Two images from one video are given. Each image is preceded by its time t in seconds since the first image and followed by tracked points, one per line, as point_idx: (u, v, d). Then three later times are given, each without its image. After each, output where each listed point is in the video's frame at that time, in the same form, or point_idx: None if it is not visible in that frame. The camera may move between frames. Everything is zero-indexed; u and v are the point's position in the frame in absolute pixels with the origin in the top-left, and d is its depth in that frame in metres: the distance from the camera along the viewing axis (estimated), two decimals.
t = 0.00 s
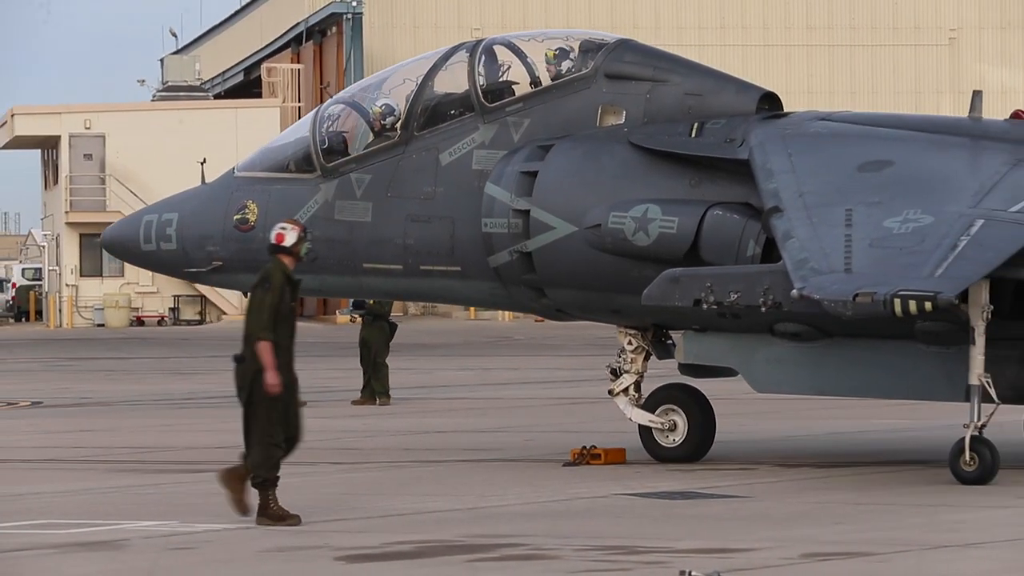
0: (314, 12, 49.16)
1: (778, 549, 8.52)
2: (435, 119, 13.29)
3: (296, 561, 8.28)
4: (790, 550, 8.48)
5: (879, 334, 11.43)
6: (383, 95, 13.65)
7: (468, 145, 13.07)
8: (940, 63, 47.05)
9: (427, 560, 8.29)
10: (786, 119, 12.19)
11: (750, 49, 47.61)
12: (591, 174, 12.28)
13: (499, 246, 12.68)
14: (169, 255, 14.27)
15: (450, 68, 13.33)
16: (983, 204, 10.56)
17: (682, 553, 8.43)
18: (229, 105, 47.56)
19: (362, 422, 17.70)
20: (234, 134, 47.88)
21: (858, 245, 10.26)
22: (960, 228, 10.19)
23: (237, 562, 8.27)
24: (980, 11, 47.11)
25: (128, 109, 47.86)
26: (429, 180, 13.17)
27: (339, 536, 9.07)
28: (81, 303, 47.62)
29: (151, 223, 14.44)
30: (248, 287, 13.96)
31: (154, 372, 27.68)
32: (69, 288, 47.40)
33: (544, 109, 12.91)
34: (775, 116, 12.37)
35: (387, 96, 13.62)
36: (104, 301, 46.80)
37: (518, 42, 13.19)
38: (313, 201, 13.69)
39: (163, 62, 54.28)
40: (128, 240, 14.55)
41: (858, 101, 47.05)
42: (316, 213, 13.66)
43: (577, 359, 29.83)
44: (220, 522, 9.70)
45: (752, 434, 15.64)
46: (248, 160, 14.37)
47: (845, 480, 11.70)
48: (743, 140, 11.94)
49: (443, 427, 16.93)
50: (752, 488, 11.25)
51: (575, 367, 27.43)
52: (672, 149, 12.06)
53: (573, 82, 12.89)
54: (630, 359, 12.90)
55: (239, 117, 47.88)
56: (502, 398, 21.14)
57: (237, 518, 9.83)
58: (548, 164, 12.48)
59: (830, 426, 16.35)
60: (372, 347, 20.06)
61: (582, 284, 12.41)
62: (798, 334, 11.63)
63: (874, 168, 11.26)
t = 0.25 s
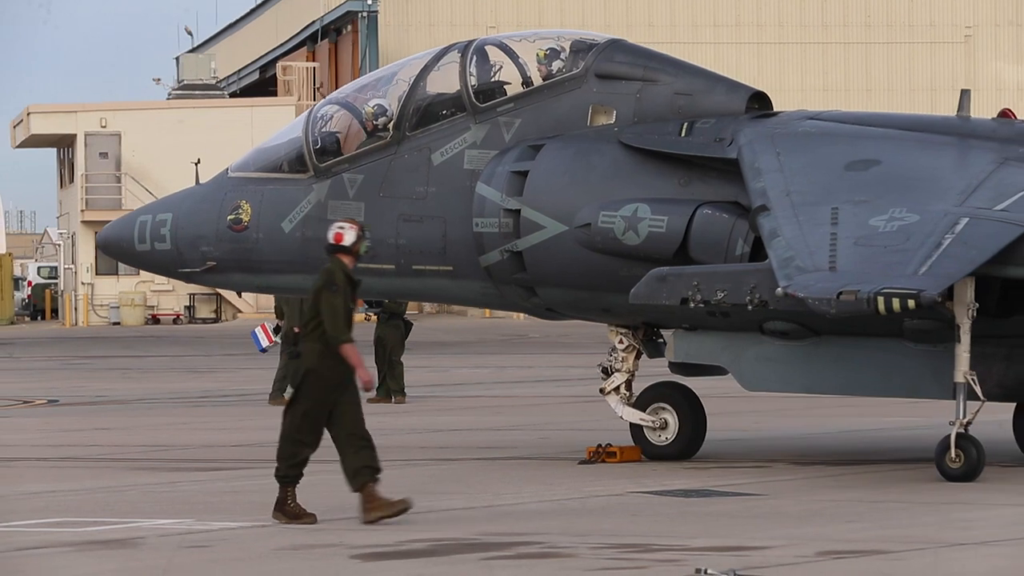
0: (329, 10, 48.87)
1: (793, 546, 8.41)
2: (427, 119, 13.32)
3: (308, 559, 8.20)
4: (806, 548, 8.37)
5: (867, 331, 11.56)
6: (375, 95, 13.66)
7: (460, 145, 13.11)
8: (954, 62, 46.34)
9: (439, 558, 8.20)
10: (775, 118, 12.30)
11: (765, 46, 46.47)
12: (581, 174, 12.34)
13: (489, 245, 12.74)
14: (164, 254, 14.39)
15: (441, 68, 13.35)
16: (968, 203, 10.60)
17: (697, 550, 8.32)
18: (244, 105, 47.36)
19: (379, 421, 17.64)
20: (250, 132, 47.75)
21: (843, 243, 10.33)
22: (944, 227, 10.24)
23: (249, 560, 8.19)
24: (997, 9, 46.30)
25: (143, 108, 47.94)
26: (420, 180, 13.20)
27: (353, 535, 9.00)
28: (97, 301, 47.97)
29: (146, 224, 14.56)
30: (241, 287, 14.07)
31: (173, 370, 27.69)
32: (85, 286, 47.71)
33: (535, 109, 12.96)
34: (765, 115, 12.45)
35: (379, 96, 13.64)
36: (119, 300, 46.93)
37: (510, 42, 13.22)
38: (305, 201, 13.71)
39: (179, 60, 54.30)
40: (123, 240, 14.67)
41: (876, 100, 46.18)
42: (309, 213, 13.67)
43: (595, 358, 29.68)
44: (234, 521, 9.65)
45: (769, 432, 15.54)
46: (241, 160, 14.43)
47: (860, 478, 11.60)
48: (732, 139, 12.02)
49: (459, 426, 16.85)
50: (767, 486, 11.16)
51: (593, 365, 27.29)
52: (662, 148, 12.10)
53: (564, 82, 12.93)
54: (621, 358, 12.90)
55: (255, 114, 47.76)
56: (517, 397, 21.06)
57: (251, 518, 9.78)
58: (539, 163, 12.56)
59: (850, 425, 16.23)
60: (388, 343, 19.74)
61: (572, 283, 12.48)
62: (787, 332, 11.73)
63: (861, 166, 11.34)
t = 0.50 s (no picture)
0: (337, 11, 48.86)
1: (801, 546, 8.41)
2: (417, 121, 13.34)
3: (318, 559, 8.21)
4: (813, 547, 8.38)
5: (853, 331, 11.57)
6: (365, 98, 13.70)
7: (449, 147, 13.13)
8: (963, 61, 46.14)
9: (448, 558, 8.21)
10: (762, 119, 12.35)
11: (774, 46, 46.32)
12: (569, 175, 12.36)
13: (479, 246, 12.77)
14: (155, 257, 14.43)
15: (431, 71, 13.38)
16: (952, 203, 10.66)
17: (706, 550, 8.33)
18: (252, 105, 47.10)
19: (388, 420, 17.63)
20: (258, 129, 47.63)
21: (828, 242, 10.36)
22: (929, 225, 10.27)
23: (259, 560, 8.20)
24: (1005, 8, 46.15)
25: (151, 108, 47.94)
26: (410, 182, 13.23)
27: (362, 534, 9.01)
28: (105, 301, 47.82)
29: (137, 226, 14.59)
30: (232, 288, 14.13)
31: (181, 369, 27.70)
32: (93, 286, 47.44)
33: (524, 111, 12.96)
34: (753, 116, 12.48)
35: (369, 99, 13.68)
36: (127, 300, 46.97)
37: (499, 44, 13.24)
38: (296, 203, 13.75)
39: (187, 60, 54.32)
40: (114, 243, 14.71)
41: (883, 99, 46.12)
42: (299, 215, 13.72)
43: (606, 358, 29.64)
44: (244, 521, 9.66)
45: (778, 432, 15.53)
46: (232, 162, 14.46)
47: (867, 477, 11.60)
48: (719, 141, 12.05)
49: (468, 425, 16.85)
50: (774, 485, 11.16)
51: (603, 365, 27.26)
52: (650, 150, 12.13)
53: (553, 83, 12.94)
54: (611, 358, 12.89)
55: (264, 112, 47.61)
56: (526, 396, 21.04)
57: (260, 518, 9.79)
58: (527, 164, 12.57)
59: (860, 424, 16.21)
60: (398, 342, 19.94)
61: (561, 284, 12.51)
62: (774, 332, 11.75)
63: (847, 166, 11.40)
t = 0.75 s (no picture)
0: (339, 12, 48.90)
1: (804, 548, 8.42)
2: (407, 122, 13.36)
3: (320, 560, 8.21)
4: (816, 549, 8.38)
5: (841, 333, 11.57)
6: (355, 100, 13.73)
7: (438, 148, 13.14)
8: (965, 64, 46.14)
9: (451, 559, 8.21)
10: (751, 122, 12.36)
11: (777, 48, 46.29)
12: (557, 177, 12.38)
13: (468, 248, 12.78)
14: (146, 257, 14.44)
15: (421, 72, 13.41)
16: (938, 206, 10.71)
17: (708, 552, 8.33)
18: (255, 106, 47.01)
19: (391, 421, 17.63)
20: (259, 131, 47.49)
21: (813, 245, 10.40)
22: (914, 228, 10.33)
23: (262, 561, 8.20)
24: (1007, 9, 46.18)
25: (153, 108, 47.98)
26: (400, 183, 13.25)
27: (365, 536, 9.01)
28: (107, 302, 47.81)
29: (128, 226, 14.61)
30: (223, 289, 14.14)
31: (183, 370, 27.71)
32: (96, 286, 47.40)
33: (513, 113, 12.97)
34: (741, 118, 12.48)
35: (359, 100, 13.70)
36: (129, 300, 46.99)
37: (489, 47, 13.28)
38: (286, 204, 13.77)
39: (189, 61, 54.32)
40: (106, 244, 14.73)
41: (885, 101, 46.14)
42: (289, 216, 13.73)
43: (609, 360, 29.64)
44: (247, 522, 9.67)
45: (780, 434, 15.53)
46: (223, 163, 14.47)
47: (869, 479, 11.59)
48: (707, 143, 12.09)
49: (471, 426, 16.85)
50: (776, 488, 11.16)
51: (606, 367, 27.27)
52: (638, 151, 12.14)
53: (542, 85, 12.95)
54: (600, 360, 12.91)
55: (265, 114, 47.47)
56: (528, 397, 21.05)
57: (262, 519, 9.79)
58: (516, 166, 12.59)
59: (863, 426, 16.21)
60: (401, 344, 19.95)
61: (550, 285, 12.53)
62: (763, 334, 11.75)
63: (834, 169, 11.41)
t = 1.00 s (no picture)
0: (355, 12, 48.98)
1: (821, 548, 8.42)
2: (416, 122, 13.37)
3: (339, 559, 8.22)
4: (833, 550, 8.37)
5: (850, 333, 11.56)
6: (363, 100, 13.74)
7: (447, 149, 13.16)
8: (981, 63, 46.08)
9: (468, 558, 8.21)
10: (759, 122, 12.35)
11: (792, 49, 46.23)
12: (565, 177, 12.39)
13: (476, 248, 12.81)
14: (155, 257, 14.45)
15: (430, 72, 13.41)
16: (945, 206, 10.70)
17: (725, 551, 8.33)
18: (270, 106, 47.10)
19: (407, 421, 17.65)
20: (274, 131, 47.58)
21: (820, 245, 10.40)
22: (920, 229, 10.34)
23: (279, 560, 8.22)
24: None
25: (168, 108, 48.06)
26: (409, 183, 13.27)
27: (382, 535, 9.03)
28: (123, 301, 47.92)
29: (137, 226, 14.63)
30: (232, 288, 14.16)
31: (199, 370, 27.77)
32: (112, 286, 47.49)
33: (522, 113, 12.98)
34: (749, 118, 12.48)
35: (368, 100, 13.71)
36: (145, 299, 47.10)
37: (498, 47, 13.28)
38: (295, 204, 13.79)
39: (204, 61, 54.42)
40: (115, 243, 14.75)
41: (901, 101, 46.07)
42: (298, 216, 13.76)
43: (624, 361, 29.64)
44: (265, 521, 9.69)
45: (795, 434, 15.52)
46: (232, 163, 14.49)
47: (885, 480, 11.58)
48: (715, 143, 12.09)
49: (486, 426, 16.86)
50: (792, 487, 11.15)
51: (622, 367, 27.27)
52: (646, 152, 12.15)
53: (551, 85, 12.95)
54: (608, 360, 12.90)
55: (280, 114, 47.56)
56: (543, 397, 21.06)
57: (278, 518, 9.81)
58: (525, 166, 12.60)
59: (879, 427, 16.19)
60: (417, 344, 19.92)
61: (558, 284, 12.59)
62: (771, 334, 11.76)
63: (841, 169, 11.41)
